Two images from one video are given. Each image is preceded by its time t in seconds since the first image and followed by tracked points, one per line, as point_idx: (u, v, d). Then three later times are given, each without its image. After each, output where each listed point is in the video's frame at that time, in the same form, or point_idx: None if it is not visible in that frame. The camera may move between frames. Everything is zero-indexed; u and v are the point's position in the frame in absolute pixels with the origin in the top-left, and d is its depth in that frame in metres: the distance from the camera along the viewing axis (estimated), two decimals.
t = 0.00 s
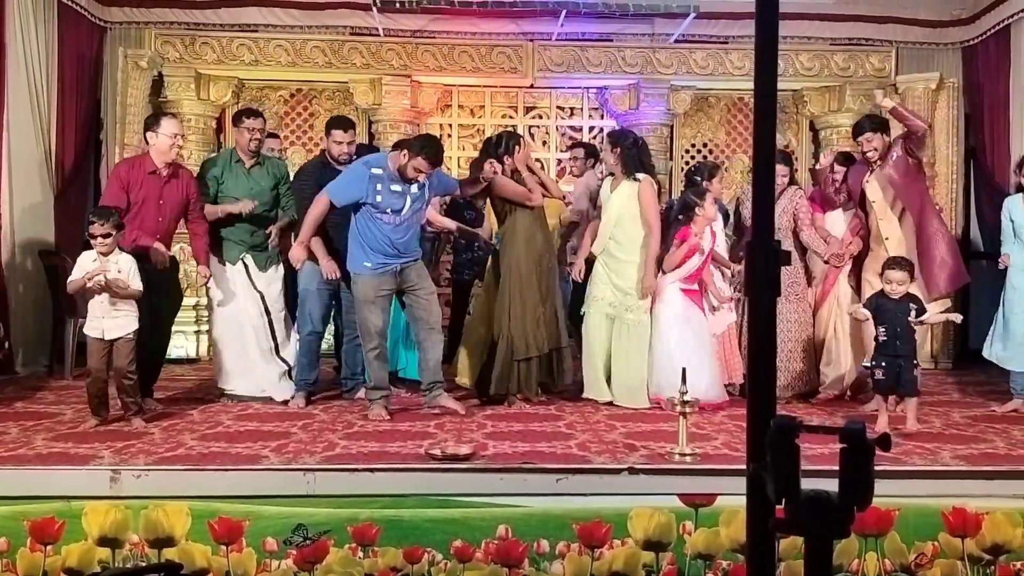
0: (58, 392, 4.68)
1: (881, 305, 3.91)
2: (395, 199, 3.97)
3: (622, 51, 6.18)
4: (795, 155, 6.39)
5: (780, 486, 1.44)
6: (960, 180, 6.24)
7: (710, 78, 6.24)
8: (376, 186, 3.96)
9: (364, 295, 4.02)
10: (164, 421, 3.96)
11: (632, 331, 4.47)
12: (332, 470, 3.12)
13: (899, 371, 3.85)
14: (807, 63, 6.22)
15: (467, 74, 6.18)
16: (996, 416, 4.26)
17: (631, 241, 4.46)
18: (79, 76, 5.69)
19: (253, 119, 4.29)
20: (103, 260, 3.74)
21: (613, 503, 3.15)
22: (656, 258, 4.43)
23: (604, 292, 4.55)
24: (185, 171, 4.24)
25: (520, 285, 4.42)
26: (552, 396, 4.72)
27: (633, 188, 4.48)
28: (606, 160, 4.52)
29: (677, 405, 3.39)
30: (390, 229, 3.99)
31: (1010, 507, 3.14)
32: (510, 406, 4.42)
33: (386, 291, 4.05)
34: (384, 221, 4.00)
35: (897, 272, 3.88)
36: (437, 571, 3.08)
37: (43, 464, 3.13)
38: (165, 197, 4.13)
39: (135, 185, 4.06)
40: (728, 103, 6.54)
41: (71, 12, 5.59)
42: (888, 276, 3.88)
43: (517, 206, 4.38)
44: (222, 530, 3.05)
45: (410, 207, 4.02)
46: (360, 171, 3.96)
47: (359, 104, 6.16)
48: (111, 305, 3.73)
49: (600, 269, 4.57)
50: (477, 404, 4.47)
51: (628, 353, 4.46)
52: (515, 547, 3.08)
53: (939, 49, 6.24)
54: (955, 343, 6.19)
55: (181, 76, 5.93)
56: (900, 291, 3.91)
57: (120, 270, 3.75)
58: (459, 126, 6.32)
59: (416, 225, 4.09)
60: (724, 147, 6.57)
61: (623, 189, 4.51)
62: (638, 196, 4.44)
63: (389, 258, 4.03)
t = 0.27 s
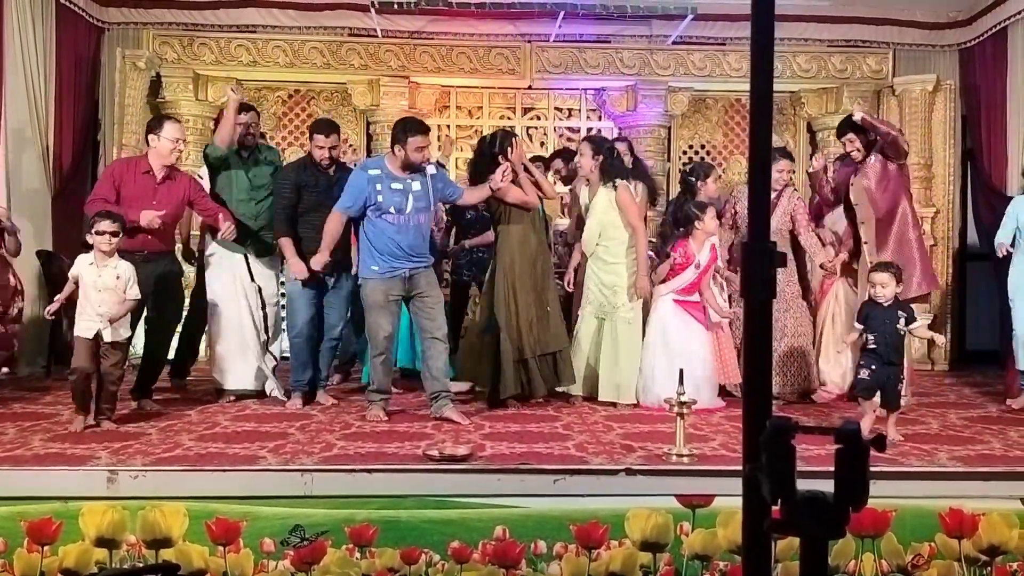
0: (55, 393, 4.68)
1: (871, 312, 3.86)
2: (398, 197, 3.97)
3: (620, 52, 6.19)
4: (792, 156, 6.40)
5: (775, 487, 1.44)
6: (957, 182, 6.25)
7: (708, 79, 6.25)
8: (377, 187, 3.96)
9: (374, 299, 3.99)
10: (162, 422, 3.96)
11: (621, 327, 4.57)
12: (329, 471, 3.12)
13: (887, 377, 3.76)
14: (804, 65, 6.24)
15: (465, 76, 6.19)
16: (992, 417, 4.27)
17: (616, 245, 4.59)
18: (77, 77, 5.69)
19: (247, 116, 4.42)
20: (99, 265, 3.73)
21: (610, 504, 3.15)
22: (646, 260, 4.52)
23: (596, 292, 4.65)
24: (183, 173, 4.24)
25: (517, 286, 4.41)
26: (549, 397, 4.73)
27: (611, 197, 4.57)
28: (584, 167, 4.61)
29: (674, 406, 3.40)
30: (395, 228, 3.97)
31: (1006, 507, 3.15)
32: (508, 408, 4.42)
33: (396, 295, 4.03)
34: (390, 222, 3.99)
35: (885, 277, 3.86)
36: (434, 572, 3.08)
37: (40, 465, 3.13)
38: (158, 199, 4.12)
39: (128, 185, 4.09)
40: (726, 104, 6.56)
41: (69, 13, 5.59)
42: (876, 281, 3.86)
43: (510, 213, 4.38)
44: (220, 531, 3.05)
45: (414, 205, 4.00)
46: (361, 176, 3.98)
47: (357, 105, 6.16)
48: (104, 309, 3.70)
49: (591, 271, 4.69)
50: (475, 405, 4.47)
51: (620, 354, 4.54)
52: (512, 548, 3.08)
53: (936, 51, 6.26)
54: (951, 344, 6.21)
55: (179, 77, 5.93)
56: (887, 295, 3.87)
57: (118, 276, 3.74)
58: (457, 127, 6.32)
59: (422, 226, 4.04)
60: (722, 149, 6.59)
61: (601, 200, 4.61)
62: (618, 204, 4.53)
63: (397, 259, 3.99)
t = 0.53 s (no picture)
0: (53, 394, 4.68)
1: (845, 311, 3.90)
2: (404, 193, 3.98)
3: (619, 54, 6.20)
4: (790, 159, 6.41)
5: (773, 488, 1.44)
6: (954, 184, 6.27)
7: (706, 81, 6.26)
8: (383, 186, 3.97)
9: (381, 301, 4.01)
10: (159, 423, 3.95)
11: (614, 326, 4.62)
12: (327, 472, 3.12)
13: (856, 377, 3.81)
14: (801, 67, 6.24)
15: (463, 77, 6.19)
16: (990, 419, 4.28)
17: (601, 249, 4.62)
18: (75, 78, 5.69)
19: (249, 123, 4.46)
20: (96, 247, 3.73)
21: (608, 506, 3.15)
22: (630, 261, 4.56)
23: (587, 296, 4.66)
24: (177, 168, 4.25)
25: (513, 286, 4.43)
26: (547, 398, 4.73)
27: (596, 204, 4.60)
28: (569, 173, 4.60)
29: (672, 408, 3.40)
30: (400, 225, 3.99)
31: (1004, 509, 3.15)
32: (506, 409, 4.43)
33: (402, 298, 4.05)
34: (397, 221, 3.99)
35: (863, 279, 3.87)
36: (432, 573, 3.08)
37: (37, 466, 3.12)
38: (151, 195, 4.14)
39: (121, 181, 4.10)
40: (724, 106, 6.57)
41: (68, 14, 5.59)
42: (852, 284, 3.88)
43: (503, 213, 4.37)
44: (217, 532, 3.05)
45: (422, 201, 4.00)
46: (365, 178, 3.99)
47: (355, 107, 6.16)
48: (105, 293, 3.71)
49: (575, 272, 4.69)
50: (473, 407, 4.47)
51: (612, 352, 4.58)
52: (510, 549, 3.09)
53: (934, 53, 6.28)
54: (949, 346, 6.21)
55: (177, 78, 5.93)
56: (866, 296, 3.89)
57: (115, 256, 3.75)
58: (455, 129, 6.32)
59: (431, 222, 4.04)
60: (720, 151, 6.60)
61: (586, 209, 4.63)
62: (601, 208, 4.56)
63: (404, 257, 3.98)
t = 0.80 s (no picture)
0: (53, 394, 4.68)
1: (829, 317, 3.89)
2: (425, 191, 3.99)
3: (619, 55, 6.20)
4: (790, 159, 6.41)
5: (775, 489, 1.44)
6: (954, 185, 6.27)
7: (706, 82, 6.26)
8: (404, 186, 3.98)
9: (414, 284, 3.93)
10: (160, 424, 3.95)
11: (611, 325, 4.64)
12: (328, 473, 3.12)
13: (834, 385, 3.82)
14: (802, 68, 6.24)
15: (464, 77, 6.19)
16: (990, 420, 4.28)
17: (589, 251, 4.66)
18: (76, 79, 5.69)
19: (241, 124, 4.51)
20: (109, 259, 3.72)
21: (609, 507, 3.15)
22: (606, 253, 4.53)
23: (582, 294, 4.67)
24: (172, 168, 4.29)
25: (511, 283, 4.46)
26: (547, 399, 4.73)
27: (594, 206, 4.65)
28: (570, 172, 4.59)
29: (673, 408, 3.40)
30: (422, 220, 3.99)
31: (1005, 510, 3.15)
32: (506, 410, 4.43)
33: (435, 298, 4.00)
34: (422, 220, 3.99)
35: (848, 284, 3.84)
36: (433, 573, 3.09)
37: (38, 466, 3.13)
38: (152, 198, 4.19)
39: (122, 185, 4.13)
40: (724, 107, 6.57)
41: (68, 14, 5.59)
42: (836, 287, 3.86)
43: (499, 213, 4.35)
44: (218, 532, 3.05)
45: (444, 198, 4.02)
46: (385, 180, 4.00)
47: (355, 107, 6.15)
48: (120, 304, 3.72)
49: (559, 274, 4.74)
50: (474, 408, 4.47)
51: (609, 351, 4.61)
52: (511, 550, 3.09)
53: (934, 54, 6.28)
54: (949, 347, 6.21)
55: (178, 79, 5.93)
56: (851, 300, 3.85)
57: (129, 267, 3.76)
58: (456, 130, 6.32)
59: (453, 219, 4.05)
60: (721, 152, 6.60)
61: (585, 205, 4.67)
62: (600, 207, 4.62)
63: (432, 248, 3.97)
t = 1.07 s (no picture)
0: (55, 395, 4.68)
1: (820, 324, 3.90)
2: (439, 187, 3.99)
3: (621, 57, 6.20)
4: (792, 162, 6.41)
5: (776, 495, 1.44)
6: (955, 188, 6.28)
7: (708, 85, 6.26)
8: (418, 180, 3.96)
9: (433, 291, 3.91)
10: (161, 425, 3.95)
11: (610, 329, 4.63)
12: (329, 474, 3.12)
13: (835, 386, 3.80)
14: (805, 71, 6.24)
15: (465, 79, 6.20)
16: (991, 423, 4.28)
17: (593, 253, 4.62)
18: (78, 80, 5.69)
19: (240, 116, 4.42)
20: (119, 268, 3.73)
21: (611, 509, 3.15)
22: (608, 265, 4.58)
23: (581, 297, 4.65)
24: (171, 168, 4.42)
25: (513, 284, 4.47)
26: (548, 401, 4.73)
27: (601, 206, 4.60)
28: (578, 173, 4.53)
29: (675, 411, 3.40)
30: (435, 219, 3.98)
31: (1006, 513, 3.15)
32: (508, 411, 4.43)
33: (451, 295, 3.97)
34: (433, 215, 3.98)
35: (830, 290, 3.87)
36: None
37: (40, 467, 3.13)
38: (158, 196, 4.31)
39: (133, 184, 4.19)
40: (726, 110, 6.57)
41: (70, 15, 5.58)
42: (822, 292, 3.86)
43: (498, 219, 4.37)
44: (220, 534, 3.05)
45: (454, 196, 4.05)
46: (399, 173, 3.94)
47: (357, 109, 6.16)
48: (127, 311, 3.74)
49: (560, 271, 4.75)
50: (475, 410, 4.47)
51: (609, 353, 4.61)
52: (512, 552, 3.09)
53: (936, 57, 6.29)
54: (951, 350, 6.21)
55: (180, 80, 5.95)
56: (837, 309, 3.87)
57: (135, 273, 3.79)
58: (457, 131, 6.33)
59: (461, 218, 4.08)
60: (722, 154, 6.61)
61: (592, 207, 4.62)
62: (604, 210, 4.59)
63: (444, 244, 3.97)
